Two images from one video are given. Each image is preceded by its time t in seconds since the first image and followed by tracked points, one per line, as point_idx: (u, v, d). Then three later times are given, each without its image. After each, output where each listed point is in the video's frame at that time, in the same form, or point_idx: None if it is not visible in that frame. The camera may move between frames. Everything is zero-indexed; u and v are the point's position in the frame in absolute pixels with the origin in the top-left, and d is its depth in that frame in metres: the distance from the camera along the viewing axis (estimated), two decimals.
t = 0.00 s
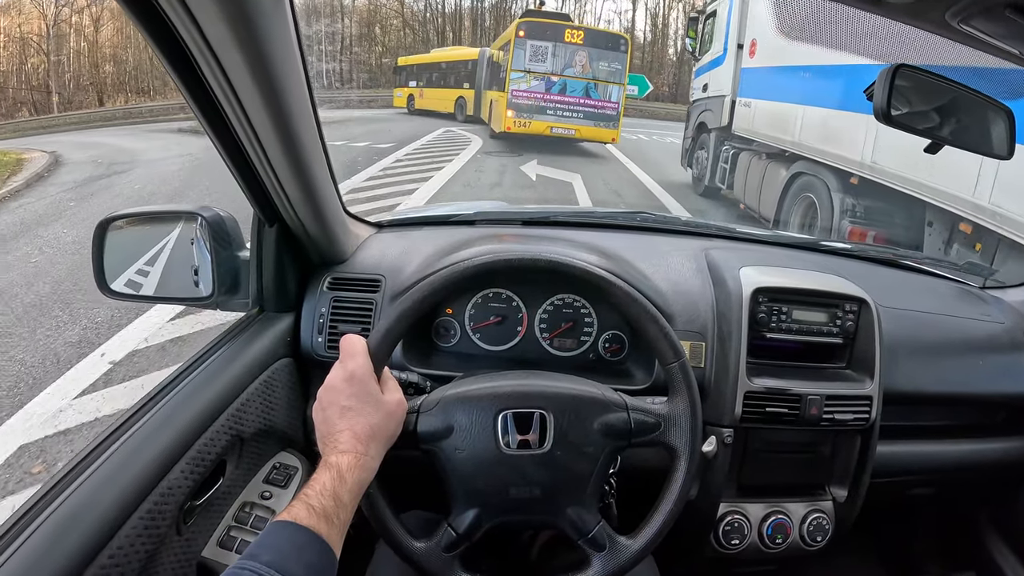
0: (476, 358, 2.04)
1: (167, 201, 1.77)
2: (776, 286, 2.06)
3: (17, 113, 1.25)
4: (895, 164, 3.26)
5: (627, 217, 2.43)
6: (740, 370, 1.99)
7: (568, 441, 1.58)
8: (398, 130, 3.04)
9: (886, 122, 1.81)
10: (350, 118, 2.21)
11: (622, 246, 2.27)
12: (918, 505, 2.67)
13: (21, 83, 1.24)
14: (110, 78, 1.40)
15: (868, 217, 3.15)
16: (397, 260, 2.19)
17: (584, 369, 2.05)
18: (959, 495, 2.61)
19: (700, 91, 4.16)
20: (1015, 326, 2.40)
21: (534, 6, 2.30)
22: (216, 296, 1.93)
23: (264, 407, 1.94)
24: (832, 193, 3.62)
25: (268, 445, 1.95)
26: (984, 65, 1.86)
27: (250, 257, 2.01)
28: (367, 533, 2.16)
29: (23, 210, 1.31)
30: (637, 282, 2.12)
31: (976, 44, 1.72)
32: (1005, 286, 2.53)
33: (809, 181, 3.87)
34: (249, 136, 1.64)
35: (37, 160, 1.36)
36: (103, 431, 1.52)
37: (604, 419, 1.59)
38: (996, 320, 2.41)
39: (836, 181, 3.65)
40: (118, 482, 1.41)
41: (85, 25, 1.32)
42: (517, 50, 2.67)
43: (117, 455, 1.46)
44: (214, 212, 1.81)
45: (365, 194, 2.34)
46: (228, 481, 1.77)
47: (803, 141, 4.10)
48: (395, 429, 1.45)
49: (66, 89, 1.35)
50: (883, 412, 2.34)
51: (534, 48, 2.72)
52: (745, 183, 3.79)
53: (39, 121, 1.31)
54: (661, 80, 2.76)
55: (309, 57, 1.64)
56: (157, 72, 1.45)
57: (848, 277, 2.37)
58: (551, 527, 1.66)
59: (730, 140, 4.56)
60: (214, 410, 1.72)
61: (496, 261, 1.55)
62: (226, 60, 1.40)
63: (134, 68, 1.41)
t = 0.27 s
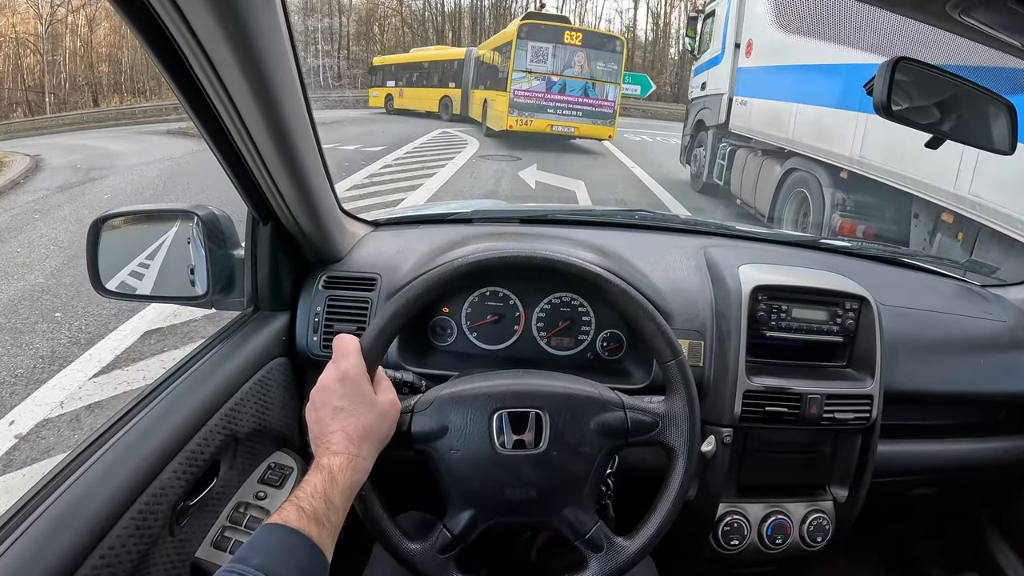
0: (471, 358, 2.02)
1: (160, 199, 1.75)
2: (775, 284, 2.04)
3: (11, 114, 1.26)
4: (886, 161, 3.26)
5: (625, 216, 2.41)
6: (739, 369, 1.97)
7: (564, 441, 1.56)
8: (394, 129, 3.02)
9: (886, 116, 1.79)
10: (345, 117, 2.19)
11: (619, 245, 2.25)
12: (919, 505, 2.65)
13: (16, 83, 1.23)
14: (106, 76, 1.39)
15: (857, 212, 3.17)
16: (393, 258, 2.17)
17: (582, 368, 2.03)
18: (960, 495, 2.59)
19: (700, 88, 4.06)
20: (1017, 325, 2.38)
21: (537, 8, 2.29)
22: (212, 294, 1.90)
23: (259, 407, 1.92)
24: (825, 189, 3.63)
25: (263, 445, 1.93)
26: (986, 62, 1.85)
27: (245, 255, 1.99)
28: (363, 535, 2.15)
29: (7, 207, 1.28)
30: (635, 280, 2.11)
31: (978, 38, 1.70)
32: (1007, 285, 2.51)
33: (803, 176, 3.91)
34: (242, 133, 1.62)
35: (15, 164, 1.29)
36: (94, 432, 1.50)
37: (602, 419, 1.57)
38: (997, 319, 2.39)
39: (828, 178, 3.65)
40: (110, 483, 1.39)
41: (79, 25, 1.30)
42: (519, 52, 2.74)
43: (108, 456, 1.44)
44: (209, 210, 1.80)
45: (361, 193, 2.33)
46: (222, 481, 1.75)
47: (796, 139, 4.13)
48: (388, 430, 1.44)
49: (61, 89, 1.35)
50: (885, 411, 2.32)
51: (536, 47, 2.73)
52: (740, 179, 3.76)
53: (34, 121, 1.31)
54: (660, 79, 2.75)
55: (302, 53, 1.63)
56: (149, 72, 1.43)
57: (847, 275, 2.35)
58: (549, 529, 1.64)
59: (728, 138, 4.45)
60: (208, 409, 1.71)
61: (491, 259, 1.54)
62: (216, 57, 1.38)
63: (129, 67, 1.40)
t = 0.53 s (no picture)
0: (472, 357, 2.03)
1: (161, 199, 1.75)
2: (775, 284, 2.04)
3: (7, 114, 1.22)
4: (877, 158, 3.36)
5: (625, 215, 2.42)
6: (739, 368, 1.98)
7: (565, 438, 1.57)
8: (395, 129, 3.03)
9: (884, 116, 1.80)
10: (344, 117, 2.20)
11: (620, 245, 2.26)
12: (920, 504, 2.66)
13: (11, 83, 1.21)
14: (103, 76, 1.38)
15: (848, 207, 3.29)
16: (394, 258, 2.18)
17: (583, 367, 2.03)
18: (960, 494, 2.59)
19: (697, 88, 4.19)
20: (1016, 324, 2.38)
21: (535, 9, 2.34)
22: (213, 294, 1.91)
23: (261, 406, 1.93)
24: (816, 184, 3.76)
25: (265, 444, 1.94)
26: (985, 62, 1.85)
27: (246, 255, 2.00)
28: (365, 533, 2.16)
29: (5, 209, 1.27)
30: (635, 280, 2.11)
31: (978, 40, 1.70)
32: (1007, 284, 2.50)
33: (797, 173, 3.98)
34: (243, 133, 1.63)
35: None
36: (97, 431, 1.51)
37: (602, 416, 1.58)
38: (997, 318, 2.39)
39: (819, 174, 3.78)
40: (112, 483, 1.39)
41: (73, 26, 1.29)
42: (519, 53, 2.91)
43: (110, 456, 1.44)
44: (210, 211, 1.81)
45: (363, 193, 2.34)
46: (224, 480, 1.76)
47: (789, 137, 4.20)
48: (388, 435, 1.44)
49: (55, 91, 1.32)
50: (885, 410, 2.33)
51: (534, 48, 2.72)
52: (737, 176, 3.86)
53: (31, 122, 1.28)
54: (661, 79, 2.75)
55: (303, 54, 1.63)
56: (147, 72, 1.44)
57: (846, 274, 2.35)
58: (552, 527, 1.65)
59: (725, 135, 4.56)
60: (210, 408, 1.71)
61: (491, 259, 1.54)
62: (218, 57, 1.39)
63: (124, 69, 1.40)
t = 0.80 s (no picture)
0: (473, 356, 2.04)
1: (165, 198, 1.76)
2: (775, 284, 2.05)
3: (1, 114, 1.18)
4: (869, 155, 3.45)
5: (626, 215, 2.43)
6: (739, 367, 1.99)
7: (566, 433, 1.58)
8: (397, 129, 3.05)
9: (883, 118, 1.81)
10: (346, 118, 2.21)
11: (621, 245, 2.27)
12: (919, 503, 2.67)
13: (6, 82, 1.17)
14: (99, 78, 1.37)
15: (843, 205, 3.48)
16: (396, 258, 2.19)
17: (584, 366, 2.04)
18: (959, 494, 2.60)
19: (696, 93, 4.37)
20: (1016, 325, 2.39)
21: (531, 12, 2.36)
22: (216, 292, 1.92)
23: (263, 405, 1.94)
24: (811, 181, 3.89)
25: (267, 442, 1.95)
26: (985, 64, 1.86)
27: (250, 253, 2.01)
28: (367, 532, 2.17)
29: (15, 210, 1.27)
30: (636, 279, 2.12)
31: (978, 42, 1.71)
32: (1006, 285, 2.50)
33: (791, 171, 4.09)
34: (248, 134, 1.65)
35: None
36: (102, 428, 1.52)
37: (600, 407, 1.60)
38: (996, 319, 2.40)
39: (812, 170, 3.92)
40: (115, 481, 1.40)
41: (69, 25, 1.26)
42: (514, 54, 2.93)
43: (114, 454, 1.45)
44: (214, 210, 1.82)
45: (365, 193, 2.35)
46: (227, 479, 1.77)
47: (784, 136, 4.28)
48: (386, 447, 1.46)
49: (48, 90, 1.28)
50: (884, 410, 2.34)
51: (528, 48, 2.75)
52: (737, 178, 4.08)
53: (24, 123, 1.24)
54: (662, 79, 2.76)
55: (306, 56, 1.64)
56: (147, 69, 1.43)
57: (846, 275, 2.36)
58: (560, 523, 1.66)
59: (725, 136, 4.80)
60: (213, 407, 1.73)
61: (493, 259, 1.55)
62: (225, 59, 1.41)
63: (120, 68, 1.39)
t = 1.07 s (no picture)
0: (468, 357, 2.03)
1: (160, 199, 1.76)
2: (771, 283, 2.04)
3: None
4: (866, 154, 3.44)
5: (622, 215, 2.42)
6: (735, 367, 1.97)
7: (559, 426, 1.56)
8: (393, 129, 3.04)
9: (879, 116, 1.79)
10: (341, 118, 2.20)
11: (617, 245, 2.26)
12: (918, 504, 2.65)
13: None
14: (95, 79, 1.34)
15: (839, 201, 3.54)
16: (391, 258, 2.18)
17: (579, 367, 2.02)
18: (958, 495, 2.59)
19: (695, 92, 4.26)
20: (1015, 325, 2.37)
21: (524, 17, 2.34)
22: (211, 292, 1.91)
23: (256, 407, 1.93)
24: (808, 179, 3.91)
25: (261, 444, 1.94)
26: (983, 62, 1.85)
27: (243, 254, 2.00)
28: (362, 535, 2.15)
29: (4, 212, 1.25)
30: (632, 280, 2.11)
31: (975, 39, 1.70)
32: (1004, 285, 2.48)
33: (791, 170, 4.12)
34: (239, 134, 1.63)
35: None
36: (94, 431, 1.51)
37: (586, 392, 1.58)
38: (995, 319, 2.38)
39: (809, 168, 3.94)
40: (105, 483, 1.39)
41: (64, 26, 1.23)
42: (507, 56, 2.72)
43: (105, 456, 1.44)
44: (207, 211, 1.81)
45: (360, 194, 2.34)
46: (219, 480, 1.76)
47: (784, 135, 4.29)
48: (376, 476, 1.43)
49: (39, 92, 1.23)
50: (882, 411, 2.32)
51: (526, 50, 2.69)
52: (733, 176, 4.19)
53: (15, 125, 1.21)
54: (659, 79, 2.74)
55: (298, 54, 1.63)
56: (140, 68, 1.41)
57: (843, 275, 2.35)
58: (567, 515, 1.64)
59: (722, 137, 4.77)
60: (206, 408, 1.71)
61: (484, 260, 1.54)
62: (212, 57, 1.39)
63: (115, 68, 1.36)
